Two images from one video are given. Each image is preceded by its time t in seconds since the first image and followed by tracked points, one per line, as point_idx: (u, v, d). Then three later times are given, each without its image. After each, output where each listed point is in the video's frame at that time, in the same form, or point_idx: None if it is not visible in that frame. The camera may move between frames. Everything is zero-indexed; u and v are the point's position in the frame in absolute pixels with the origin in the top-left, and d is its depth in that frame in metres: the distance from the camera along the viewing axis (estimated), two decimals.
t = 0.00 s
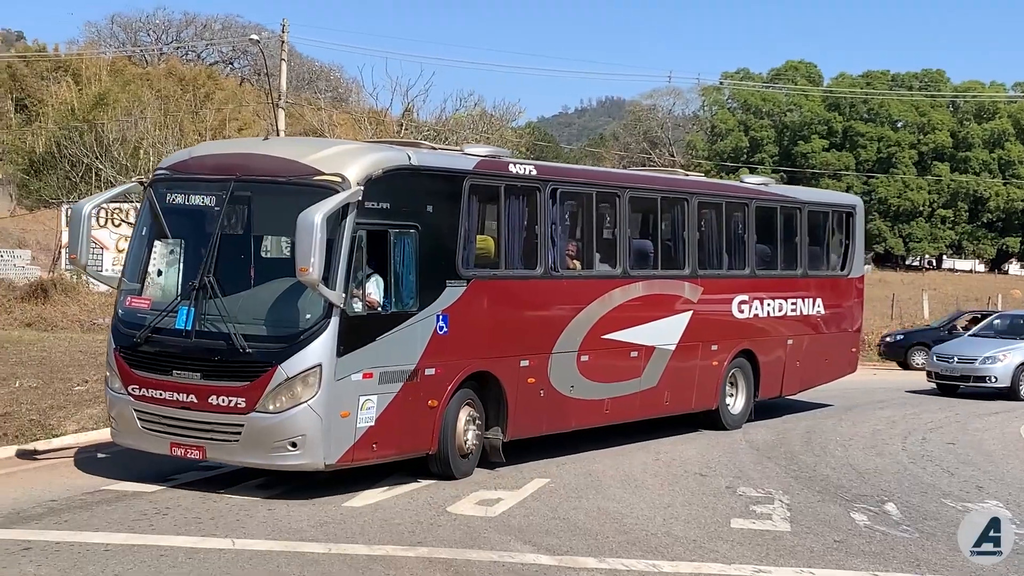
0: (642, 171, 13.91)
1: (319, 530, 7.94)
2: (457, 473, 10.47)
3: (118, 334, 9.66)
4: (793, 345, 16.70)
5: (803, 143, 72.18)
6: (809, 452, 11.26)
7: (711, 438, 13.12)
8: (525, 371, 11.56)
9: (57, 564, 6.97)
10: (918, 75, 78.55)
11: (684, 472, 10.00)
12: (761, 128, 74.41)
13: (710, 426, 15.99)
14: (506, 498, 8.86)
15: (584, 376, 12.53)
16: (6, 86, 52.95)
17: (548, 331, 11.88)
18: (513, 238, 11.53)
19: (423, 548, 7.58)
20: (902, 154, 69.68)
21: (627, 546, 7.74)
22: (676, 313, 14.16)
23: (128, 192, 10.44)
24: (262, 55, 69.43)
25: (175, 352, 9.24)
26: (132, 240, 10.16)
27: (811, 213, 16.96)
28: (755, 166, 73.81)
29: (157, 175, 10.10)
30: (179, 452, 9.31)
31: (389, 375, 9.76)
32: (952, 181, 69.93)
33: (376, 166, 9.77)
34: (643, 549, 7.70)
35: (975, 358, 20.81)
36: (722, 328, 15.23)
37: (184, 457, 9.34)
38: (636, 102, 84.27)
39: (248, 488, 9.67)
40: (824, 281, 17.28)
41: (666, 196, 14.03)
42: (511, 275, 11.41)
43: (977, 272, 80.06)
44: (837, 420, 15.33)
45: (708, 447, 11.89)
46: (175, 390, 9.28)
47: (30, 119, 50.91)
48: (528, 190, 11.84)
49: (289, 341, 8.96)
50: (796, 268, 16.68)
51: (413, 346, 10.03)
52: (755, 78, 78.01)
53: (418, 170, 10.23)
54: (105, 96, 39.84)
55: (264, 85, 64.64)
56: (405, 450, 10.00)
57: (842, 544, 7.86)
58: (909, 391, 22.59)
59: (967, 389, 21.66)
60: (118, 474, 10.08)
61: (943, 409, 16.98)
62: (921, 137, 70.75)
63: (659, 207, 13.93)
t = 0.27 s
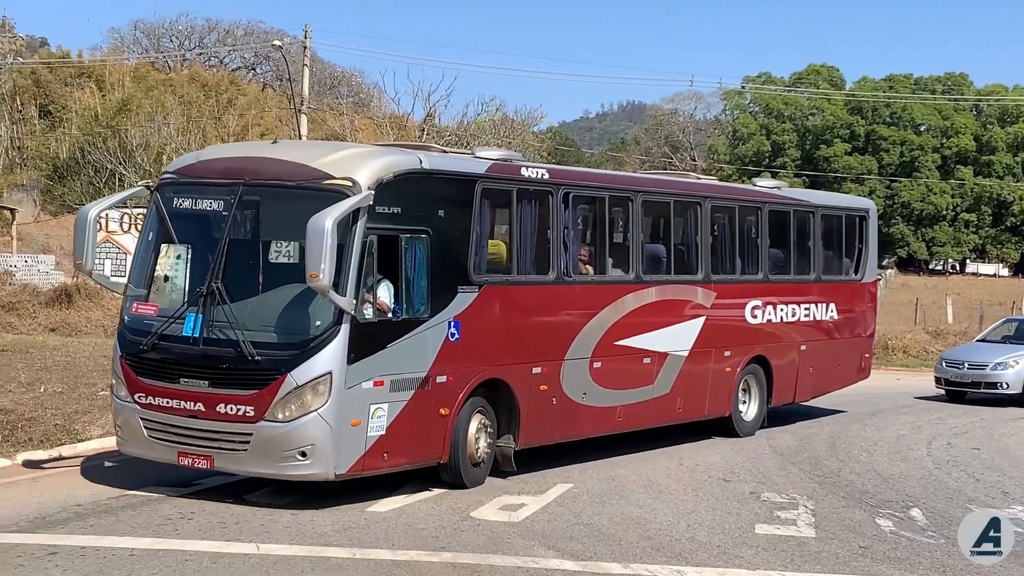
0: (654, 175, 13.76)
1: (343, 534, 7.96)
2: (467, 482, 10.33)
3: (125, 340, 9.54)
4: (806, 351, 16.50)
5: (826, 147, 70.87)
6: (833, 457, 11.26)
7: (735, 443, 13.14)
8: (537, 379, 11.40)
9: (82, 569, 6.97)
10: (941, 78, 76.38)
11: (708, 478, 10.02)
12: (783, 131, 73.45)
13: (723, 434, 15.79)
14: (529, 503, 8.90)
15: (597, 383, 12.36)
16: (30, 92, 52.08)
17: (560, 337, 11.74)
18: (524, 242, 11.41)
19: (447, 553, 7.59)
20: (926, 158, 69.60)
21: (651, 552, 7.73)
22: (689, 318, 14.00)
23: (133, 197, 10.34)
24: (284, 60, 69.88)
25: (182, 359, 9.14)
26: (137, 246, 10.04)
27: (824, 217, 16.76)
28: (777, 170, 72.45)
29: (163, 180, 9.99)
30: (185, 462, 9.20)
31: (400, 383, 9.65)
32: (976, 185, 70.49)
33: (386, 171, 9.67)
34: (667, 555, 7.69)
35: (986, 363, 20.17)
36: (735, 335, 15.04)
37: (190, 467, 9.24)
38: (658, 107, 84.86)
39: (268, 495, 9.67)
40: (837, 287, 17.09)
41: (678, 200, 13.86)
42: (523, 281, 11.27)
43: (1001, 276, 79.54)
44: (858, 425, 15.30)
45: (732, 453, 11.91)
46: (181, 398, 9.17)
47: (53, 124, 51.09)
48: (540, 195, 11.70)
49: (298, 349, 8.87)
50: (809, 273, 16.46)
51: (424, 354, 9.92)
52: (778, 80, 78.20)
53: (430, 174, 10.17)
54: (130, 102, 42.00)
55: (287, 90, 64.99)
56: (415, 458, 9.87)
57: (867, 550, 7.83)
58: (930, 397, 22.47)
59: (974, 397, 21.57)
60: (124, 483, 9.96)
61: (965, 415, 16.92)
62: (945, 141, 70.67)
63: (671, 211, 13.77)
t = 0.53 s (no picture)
0: (663, 176, 13.46)
1: (364, 538, 7.96)
2: (476, 490, 10.11)
3: (126, 346, 9.34)
4: (816, 355, 16.24)
5: (844, 149, 71.85)
6: (853, 460, 11.25)
7: (756, 447, 13.18)
8: (547, 384, 11.15)
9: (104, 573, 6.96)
10: (961, 79, 78.49)
11: (729, 481, 10.03)
12: (802, 134, 73.68)
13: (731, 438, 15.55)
14: (550, 506, 8.92)
15: (607, 388, 12.12)
16: (48, 96, 52.99)
17: (570, 340, 11.50)
18: (533, 244, 11.12)
19: (468, 557, 7.58)
20: (946, 160, 71.58)
21: (672, 555, 7.72)
22: (700, 321, 13.74)
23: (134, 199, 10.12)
24: (301, 63, 69.18)
25: (184, 365, 8.91)
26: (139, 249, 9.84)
27: (834, 218, 16.48)
28: (795, 172, 73.14)
29: (166, 182, 9.78)
30: (189, 469, 8.98)
31: (408, 389, 9.43)
32: (996, 186, 72.49)
33: (395, 172, 9.43)
34: (688, 558, 7.68)
35: (996, 368, 19.66)
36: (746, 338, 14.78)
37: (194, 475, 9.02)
38: (676, 110, 85.17)
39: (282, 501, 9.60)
40: (848, 290, 16.79)
41: (687, 201, 13.56)
42: (533, 284, 11.01)
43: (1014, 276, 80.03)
44: (876, 428, 15.28)
45: (753, 456, 11.92)
46: (185, 405, 8.95)
47: (72, 129, 51.49)
48: (549, 196, 11.41)
49: (304, 354, 8.66)
50: (818, 275, 16.16)
51: (433, 358, 9.69)
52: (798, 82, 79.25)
53: (439, 175, 9.91)
54: (146, 106, 42.50)
55: (305, 94, 65.52)
56: (423, 465, 9.64)
57: (888, 554, 7.82)
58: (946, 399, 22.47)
59: (982, 401, 21.45)
60: (129, 491, 9.76)
61: (983, 417, 16.90)
62: (966, 143, 72.75)
63: (681, 212, 13.48)
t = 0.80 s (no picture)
0: (667, 174, 13.20)
1: (379, 537, 7.97)
2: (479, 493, 9.90)
3: (121, 347, 9.10)
4: (820, 355, 16.03)
5: (859, 148, 75.77)
6: (869, 459, 11.24)
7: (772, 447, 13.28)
8: (550, 385, 10.92)
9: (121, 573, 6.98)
10: (975, 77, 81.33)
11: (745, 480, 10.03)
12: (818, 132, 77.48)
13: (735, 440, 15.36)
14: (565, 505, 9.00)
15: (611, 389, 11.91)
16: (64, 98, 53.04)
17: (574, 341, 11.27)
18: (536, 243, 10.86)
19: (484, 556, 7.57)
20: (959, 159, 74.53)
21: (689, 555, 7.72)
22: (705, 321, 13.50)
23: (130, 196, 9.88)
24: (315, 64, 68.94)
25: (181, 367, 8.68)
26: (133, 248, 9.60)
27: (839, 216, 16.24)
28: (811, 170, 77.07)
29: (162, 179, 9.55)
30: (185, 474, 8.75)
31: (409, 391, 9.23)
32: (1010, 184, 74.68)
33: (396, 169, 9.20)
34: (704, 557, 7.68)
35: (1003, 367, 19.48)
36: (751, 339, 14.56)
37: (190, 480, 8.80)
38: (689, 110, 87.13)
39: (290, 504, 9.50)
40: (853, 289, 16.55)
41: (692, 200, 13.30)
42: (537, 283, 10.78)
43: None
44: (888, 427, 15.26)
45: (769, 455, 11.95)
46: (181, 408, 8.72)
47: (87, 130, 51.91)
48: (552, 194, 11.14)
49: (305, 356, 8.45)
50: (823, 274, 15.91)
51: (435, 359, 9.48)
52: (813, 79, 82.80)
53: (440, 172, 9.67)
54: (160, 107, 42.68)
55: (320, 94, 66.02)
56: (424, 470, 9.42)
57: (906, 553, 7.81)
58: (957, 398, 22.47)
59: (988, 401, 21.26)
60: (123, 497, 9.53)
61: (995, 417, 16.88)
62: (980, 141, 75.48)
63: (685, 211, 13.22)
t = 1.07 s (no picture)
0: (669, 170, 13.11)
1: (394, 535, 7.99)
2: (480, 495, 9.80)
3: (116, 348, 9.01)
4: (823, 353, 15.97)
5: (872, 144, 78.16)
6: (883, 456, 11.24)
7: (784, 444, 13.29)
8: (553, 384, 10.82)
9: (135, 569, 7.02)
10: (988, 76, 84.35)
11: (760, 478, 10.03)
12: (831, 129, 79.35)
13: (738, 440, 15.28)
14: (580, 502, 9.06)
15: (614, 388, 11.81)
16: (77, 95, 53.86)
17: (578, 339, 11.16)
18: (538, 240, 10.75)
19: (498, 553, 7.59)
20: (974, 155, 76.91)
21: (703, 552, 7.72)
22: (708, 319, 13.42)
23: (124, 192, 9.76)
24: (329, 62, 69.86)
25: (176, 367, 8.58)
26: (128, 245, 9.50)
27: (841, 213, 16.17)
28: (825, 166, 79.00)
29: (156, 175, 9.43)
30: (180, 476, 8.64)
31: (410, 391, 9.12)
32: None
33: (396, 164, 9.09)
34: (719, 554, 7.68)
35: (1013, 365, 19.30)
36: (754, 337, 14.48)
37: (187, 481, 8.70)
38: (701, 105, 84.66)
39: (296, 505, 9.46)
40: (855, 286, 16.48)
41: (695, 196, 13.21)
42: (539, 281, 10.67)
43: None
44: (900, 424, 15.24)
45: (782, 452, 11.94)
46: (177, 409, 8.62)
47: (101, 128, 52.12)
48: (554, 189, 11.04)
49: (302, 355, 8.34)
50: (825, 271, 15.83)
51: (436, 359, 9.36)
52: (825, 77, 84.06)
53: (441, 168, 9.55)
54: (174, 104, 43.29)
55: (334, 92, 66.49)
56: (425, 470, 9.31)
57: (921, 550, 7.80)
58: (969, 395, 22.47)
59: (994, 401, 21.09)
60: (114, 498, 9.37)
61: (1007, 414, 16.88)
62: (993, 138, 77.87)
63: (688, 207, 13.13)
